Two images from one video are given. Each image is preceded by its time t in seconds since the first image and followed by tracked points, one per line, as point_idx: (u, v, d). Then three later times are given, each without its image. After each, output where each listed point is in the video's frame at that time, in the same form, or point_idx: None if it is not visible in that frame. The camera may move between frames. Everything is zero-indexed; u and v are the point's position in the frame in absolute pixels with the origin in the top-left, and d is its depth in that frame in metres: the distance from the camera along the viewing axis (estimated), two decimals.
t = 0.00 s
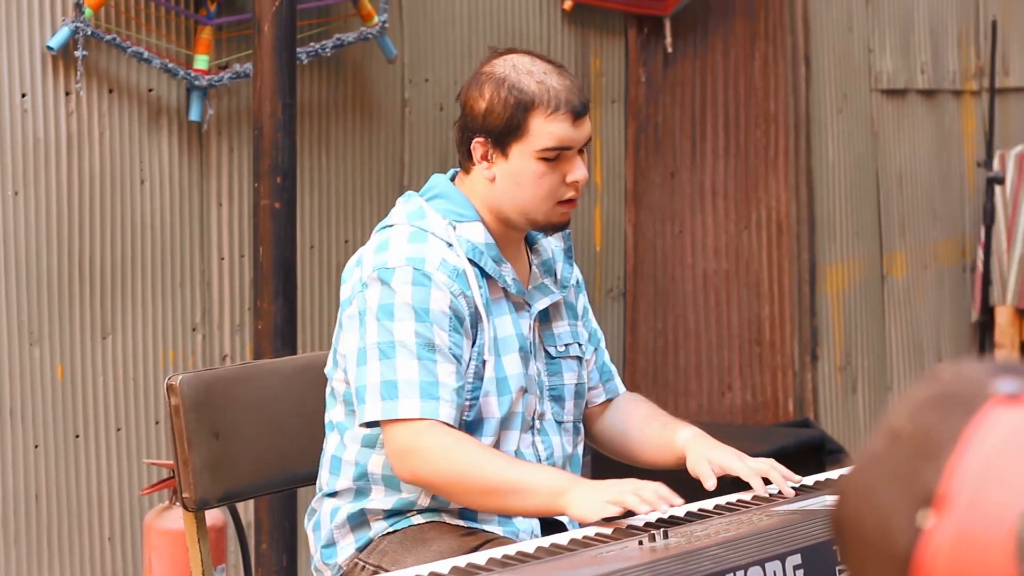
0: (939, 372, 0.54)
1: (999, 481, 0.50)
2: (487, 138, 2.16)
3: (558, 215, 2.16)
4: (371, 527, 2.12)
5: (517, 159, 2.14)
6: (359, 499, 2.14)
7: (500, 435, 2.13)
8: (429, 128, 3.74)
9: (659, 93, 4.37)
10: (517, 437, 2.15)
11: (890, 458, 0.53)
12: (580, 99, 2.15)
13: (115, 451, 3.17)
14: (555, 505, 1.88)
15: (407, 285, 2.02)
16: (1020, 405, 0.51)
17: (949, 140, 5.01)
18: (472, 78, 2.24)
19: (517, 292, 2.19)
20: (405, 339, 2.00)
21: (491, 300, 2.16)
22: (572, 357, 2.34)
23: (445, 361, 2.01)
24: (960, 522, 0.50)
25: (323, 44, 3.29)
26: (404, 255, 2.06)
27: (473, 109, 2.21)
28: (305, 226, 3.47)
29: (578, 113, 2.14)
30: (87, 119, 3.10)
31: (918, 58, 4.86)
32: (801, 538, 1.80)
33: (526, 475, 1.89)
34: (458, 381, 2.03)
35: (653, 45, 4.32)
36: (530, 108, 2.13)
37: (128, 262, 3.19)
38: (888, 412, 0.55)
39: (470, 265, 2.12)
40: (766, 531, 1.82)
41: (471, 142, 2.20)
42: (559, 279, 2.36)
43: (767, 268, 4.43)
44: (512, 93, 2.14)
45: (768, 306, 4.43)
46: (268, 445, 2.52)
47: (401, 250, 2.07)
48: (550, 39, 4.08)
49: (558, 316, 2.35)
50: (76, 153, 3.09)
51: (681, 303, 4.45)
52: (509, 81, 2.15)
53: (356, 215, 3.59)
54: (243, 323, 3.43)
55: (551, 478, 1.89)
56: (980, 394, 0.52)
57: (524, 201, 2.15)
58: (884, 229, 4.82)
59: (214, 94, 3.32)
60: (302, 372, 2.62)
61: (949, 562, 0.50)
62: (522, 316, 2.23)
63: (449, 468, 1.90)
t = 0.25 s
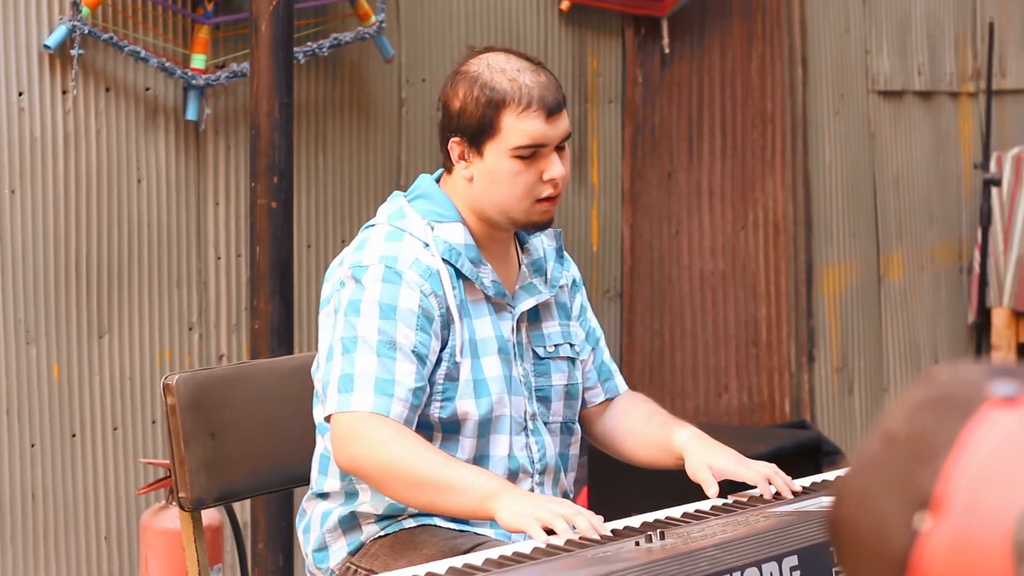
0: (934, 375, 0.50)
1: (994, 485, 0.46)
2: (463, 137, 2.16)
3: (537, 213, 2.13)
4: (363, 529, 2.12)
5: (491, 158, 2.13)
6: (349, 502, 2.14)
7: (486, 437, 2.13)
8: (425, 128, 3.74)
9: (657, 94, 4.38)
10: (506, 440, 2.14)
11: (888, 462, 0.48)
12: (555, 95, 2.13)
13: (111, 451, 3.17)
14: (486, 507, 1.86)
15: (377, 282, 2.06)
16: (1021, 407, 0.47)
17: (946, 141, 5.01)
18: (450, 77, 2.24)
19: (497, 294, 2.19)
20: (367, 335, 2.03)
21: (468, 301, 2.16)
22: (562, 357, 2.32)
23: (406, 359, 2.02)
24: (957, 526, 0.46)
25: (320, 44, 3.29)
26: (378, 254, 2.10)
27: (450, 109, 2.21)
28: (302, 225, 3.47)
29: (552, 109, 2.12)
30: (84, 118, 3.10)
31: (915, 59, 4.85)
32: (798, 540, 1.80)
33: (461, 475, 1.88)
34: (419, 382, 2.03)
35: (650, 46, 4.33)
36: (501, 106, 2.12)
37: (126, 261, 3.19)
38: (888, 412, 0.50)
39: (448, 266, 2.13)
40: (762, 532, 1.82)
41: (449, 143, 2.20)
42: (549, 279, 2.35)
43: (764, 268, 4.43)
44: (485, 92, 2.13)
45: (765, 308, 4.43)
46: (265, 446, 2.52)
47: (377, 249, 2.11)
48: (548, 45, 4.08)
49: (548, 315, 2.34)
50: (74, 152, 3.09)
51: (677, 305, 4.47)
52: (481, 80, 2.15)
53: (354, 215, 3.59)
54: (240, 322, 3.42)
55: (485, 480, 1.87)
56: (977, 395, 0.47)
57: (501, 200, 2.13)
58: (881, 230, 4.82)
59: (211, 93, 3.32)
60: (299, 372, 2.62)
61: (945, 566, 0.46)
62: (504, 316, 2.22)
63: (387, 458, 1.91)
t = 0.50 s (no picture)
0: (932, 375, 0.52)
1: (993, 486, 0.48)
2: (446, 133, 2.18)
3: (523, 206, 2.14)
4: (360, 531, 2.12)
5: (473, 153, 2.14)
6: (345, 503, 2.14)
7: (480, 435, 2.13)
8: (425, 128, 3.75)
9: (657, 93, 4.40)
10: (501, 437, 2.15)
11: (885, 464, 0.50)
12: (535, 87, 2.14)
13: (112, 451, 3.17)
14: (480, 505, 1.87)
15: (364, 283, 2.06)
16: (1017, 406, 0.49)
17: (946, 141, 5.01)
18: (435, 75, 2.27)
19: (489, 292, 2.19)
20: (355, 336, 2.03)
21: (458, 299, 2.16)
22: (558, 353, 2.32)
23: (394, 360, 2.02)
24: (955, 526, 0.48)
25: (320, 43, 3.29)
26: (366, 254, 2.10)
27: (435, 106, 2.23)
28: (302, 224, 3.48)
29: (532, 102, 2.13)
30: (85, 118, 3.10)
31: (916, 59, 4.85)
32: (798, 539, 1.80)
33: (455, 473, 1.89)
34: (408, 382, 2.02)
35: (650, 46, 4.35)
36: (480, 99, 2.13)
37: (126, 262, 3.19)
38: (886, 410, 0.52)
39: (436, 264, 2.14)
40: (762, 531, 1.82)
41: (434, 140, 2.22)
42: (542, 275, 2.35)
43: (765, 268, 4.42)
44: (465, 87, 2.15)
45: (765, 307, 4.42)
46: (265, 445, 2.52)
47: (366, 249, 2.11)
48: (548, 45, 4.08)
49: (544, 309, 2.34)
50: (74, 152, 3.09)
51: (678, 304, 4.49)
52: (460, 75, 2.17)
53: (354, 215, 3.60)
54: (240, 322, 3.43)
55: (477, 477, 1.88)
56: (974, 396, 0.49)
57: (486, 195, 2.15)
58: (881, 229, 4.82)
59: (212, 93, 3.32)
60: (299, 372, 2.62)
61: (943, 565, 0.48)
62: (496, 313, 2.22)
63: (378, 460, 1.92)
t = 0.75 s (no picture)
0: (925, 369, 0.49)
1: (988, 481, 0.45)
2: (427, 125, 2.22)
3: (504, 188, 2.15)
4: (357, 527, 2.12)
5: (450, 138, 2.17)
6: (342, 499, 2.14)
7: (475, 426, 2.13)
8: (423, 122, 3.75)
9: (655, 87, 4.40)
10: (497, 428, 2.14)
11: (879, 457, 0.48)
12: (507, 68, 2.16)
13: (110, 447, 3.17)
14: (519, 491, 1.88)
15: (360, 278, 2.06)
16: (1010, 400, 0.46)
17: (945, 135, 5.00)
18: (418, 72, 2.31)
19: (483, 283, 2.19)
20: (356, 333, 2.03)
21: (452, 290, 2.16)
22: (554, 344, 2.32)
23: (397, 353, 2.02)
24: (950, 521, 0.45)
25: (318, 39, 3.29)
26: (359, 249, 2.11)
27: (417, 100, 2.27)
28: (301, 220, 3.48)
29: (503, 82, 2.15)
30: (83, 113, 3.10)
31: (914, 53, 4.85)
32: (795, 533, 1.80)
33: (489, 462, 1.90)
34: (412, 374, 2.03)
35: (647, 41, 4.36)
36: (451, 83, 2.17)
37: (124, 258, 3.19)
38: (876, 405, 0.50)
39: (429, 256, 2.14)
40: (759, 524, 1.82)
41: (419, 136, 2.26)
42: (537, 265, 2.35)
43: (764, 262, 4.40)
44: (438, 75, 2.19)
45: (764, 301, 4.43)
46: (263, 441, 2.52)
47: (358, 244, 2.12)
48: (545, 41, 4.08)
49: (538, 300, 2.34)
50: (72, 148, 3.09)
51: (676, 298, 4.50)
52: (433, 63, 2.21)
53: (352, 210, 3.60)
54: (239, 318, 3.43)
55: (511, 464, 1.90)
56: (966, 389, 0.47)
57: (468, 180, 2.16)
58: (880, 223, 4.82)
59: (209, 89, 3.32)
60: (297, 367, 2.62)
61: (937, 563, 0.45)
62: (490, 305, 2.22)
63: (408, 457, 1.92)
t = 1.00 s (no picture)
0: (926, 366, 0.49)
1: (989, 477, 0.45)
2: (429, 119, 2.23)
3: (506, 180, 2.15)
4: (359, 523, 2.11)
5: (453, 131, 2.17)
6: (347, 495, 2.14)
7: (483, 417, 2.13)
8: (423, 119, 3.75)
9: (653, 83, 4.35)
10: (503, 420, 2.15)
11: (881, 455, 0.47)
12: (508, 60, 2.17)
13: (111, 444, 3.17)
14: (593, 482, 1.96)
15: (384, 274, 2.06)
16: (1010, 396, 0.47)
17: (945, 131, 5.00)
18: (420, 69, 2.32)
19: (496, 272, 2.20)
20: (394, 327, 2.03)
21: (467, 282, 2.17)
22: (556, 337, 2.33)
23: (438, 343, 2.04)
24: (953, 514, 0.45)
25: (318, 35, 3.29)
26: (377, 245, 2.09)
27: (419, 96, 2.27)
28: (301, 217, 3.48)
29: (505, 74, 2.16)
30: (83, 110, 3.10)
31: (914, 48, 4.85)
32: (797, 528, 1.80)
33: (561, 455, 1.97)
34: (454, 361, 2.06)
35: (647, 37, 4.31)
36: (453, 76, 2.18)
37: (125, 255, 3.19)
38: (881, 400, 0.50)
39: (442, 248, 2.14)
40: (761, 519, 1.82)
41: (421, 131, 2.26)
42: (541, 259, 2.35)
43: (765, 260, 4.47)
44: (440, 68, 2.20)
45: (765, 297, 4.48)
46: (264, 438, 2.52)
47: (375, 240, 2.10)
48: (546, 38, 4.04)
49: (541, 295, 2.34)
50: (72, 145, 3.09)
51: (676, 295, 4.45)
52: (434, 57, 2.22)
53: (353, 207, 3.60)
54: (240, 315, 3.43)
55: (583, 456, 1.96)
56: (967, 384, 0.47)
57: (471, 173, 2.16)
58: (880, 219, 4.82)
59: (209, 86, 3.32)
60: (298, 364, 2.61)
61: (940, 560, 0.45)
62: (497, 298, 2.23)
63: (480, 451, 1.94)
